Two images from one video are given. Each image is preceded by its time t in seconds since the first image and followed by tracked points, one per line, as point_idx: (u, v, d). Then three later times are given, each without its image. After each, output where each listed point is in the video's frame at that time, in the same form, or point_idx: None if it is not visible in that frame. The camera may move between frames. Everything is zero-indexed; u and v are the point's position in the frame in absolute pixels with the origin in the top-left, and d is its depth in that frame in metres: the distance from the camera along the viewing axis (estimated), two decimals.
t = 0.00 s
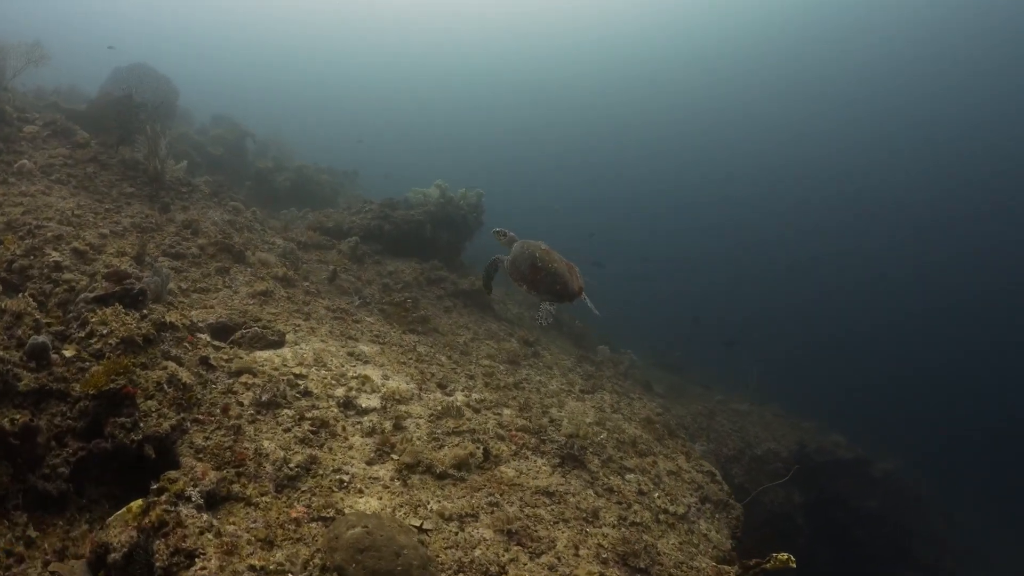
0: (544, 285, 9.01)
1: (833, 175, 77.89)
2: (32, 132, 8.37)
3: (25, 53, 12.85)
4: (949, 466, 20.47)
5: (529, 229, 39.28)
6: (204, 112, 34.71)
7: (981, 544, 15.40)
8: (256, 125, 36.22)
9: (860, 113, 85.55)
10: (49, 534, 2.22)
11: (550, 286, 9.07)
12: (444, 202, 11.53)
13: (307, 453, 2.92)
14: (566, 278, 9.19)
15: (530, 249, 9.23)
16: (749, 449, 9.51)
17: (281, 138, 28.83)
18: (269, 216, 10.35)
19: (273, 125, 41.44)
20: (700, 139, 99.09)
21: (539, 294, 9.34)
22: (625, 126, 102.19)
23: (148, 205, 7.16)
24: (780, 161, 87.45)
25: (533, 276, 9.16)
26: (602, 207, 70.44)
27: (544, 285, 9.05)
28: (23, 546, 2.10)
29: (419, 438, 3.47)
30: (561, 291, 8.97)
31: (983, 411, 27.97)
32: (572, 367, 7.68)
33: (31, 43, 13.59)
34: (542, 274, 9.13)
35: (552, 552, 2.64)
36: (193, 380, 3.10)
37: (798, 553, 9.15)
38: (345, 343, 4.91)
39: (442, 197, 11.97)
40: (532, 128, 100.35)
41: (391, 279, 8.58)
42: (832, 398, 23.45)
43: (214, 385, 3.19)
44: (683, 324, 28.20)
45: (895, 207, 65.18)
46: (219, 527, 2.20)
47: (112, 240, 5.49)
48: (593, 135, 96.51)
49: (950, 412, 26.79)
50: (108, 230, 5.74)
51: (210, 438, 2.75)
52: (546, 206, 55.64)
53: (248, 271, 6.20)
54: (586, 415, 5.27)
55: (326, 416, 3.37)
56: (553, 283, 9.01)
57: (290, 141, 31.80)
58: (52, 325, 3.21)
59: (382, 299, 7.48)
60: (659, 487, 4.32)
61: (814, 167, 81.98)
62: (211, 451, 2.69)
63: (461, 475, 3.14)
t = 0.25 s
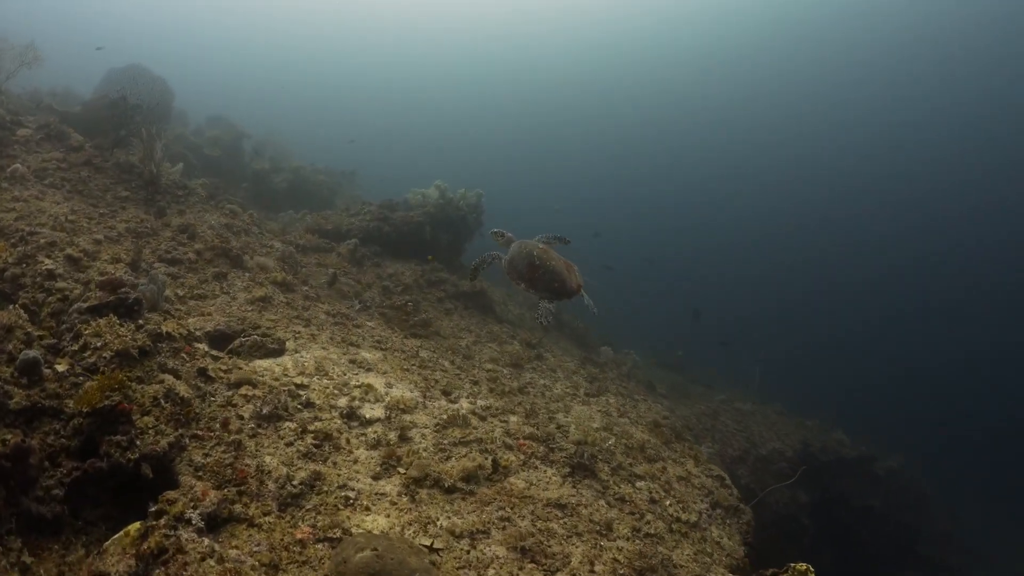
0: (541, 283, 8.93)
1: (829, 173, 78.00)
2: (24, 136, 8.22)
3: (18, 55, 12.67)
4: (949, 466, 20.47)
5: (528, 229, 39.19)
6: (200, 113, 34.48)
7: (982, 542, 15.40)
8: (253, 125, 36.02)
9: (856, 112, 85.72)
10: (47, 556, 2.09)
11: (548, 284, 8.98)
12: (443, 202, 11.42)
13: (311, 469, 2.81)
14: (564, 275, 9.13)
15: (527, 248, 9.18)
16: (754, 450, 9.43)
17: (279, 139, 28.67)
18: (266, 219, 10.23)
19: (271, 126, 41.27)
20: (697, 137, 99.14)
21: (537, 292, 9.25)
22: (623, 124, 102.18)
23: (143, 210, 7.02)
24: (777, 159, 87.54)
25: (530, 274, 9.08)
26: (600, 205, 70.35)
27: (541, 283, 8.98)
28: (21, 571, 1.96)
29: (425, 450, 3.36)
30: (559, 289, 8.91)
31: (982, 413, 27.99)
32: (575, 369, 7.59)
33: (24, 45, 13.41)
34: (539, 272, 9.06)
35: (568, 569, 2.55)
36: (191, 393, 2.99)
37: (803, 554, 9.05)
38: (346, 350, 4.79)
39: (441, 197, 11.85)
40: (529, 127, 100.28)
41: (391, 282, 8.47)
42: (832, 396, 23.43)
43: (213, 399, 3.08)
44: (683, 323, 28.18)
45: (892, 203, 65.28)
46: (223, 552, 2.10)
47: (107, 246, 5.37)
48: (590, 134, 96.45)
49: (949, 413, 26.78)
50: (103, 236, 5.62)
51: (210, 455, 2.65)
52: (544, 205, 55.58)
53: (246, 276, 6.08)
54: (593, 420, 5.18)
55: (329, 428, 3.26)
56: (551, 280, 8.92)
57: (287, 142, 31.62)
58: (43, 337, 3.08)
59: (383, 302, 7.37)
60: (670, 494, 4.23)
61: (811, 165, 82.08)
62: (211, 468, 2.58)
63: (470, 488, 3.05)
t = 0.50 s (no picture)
0: (539, 282, 8.87)
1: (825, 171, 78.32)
2: (16, 140, 8.07)
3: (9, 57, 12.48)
4: (948, 465, 20.51)
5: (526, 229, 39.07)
6: (195, 114, 34.18)
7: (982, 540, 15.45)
8: (249, 126, 35.74)
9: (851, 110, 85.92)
10: None
11: (546, 283, 8.93)
12: (442, 204, 11.32)
13: (314, 486, 2.72)
14: (562, 274, 9.08)
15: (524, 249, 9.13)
16: (758, 451, 9.37)
17: (275, 141, 28.43)
18: (263, 223, 10.11)
19: (266, 127, 40.89)
20: (693, 136, 99.25)
21: (534, 291, 9.20)
22: (619, 123, 102.21)
23: (137, 215, 6.89)
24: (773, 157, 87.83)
25: (528, 274, 9.01)
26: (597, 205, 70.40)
27: (539, 282, 8.91)
28: None
29: (432, 462, 3.28)
30: (556, 287, 8.86)
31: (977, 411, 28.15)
32: (578, 373, 7.52)
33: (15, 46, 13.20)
34: (536, 271, 9.00)
35: None
36: (189, 409, 2.88)
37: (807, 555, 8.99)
38: (347, 358, 4.68)
39: (439, 199, 11.76)
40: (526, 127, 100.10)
41: (391, 286, 8.37)
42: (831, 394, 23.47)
43: (212, 413, 2.97)
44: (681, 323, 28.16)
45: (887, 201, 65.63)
46: None
47: (101, 253, 5.25)
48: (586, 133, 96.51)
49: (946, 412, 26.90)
50: (97, 243, 5.49)
51: (209, 473, 2.54)
52: (541, 206, 55.54)
53: (243, 283, 5.97)
54: (599, 426, 5.10)
55: (332, 442, 3.16)
56: (549, 279, 8.88)
57: (283, 144, 31.34)
58: (34, 352, 2.96)
59: (383, 307, 7.27)
60: (679, 502, 4.17)
61: (807, 164, 82.41)
62: (211, 487, 2.48)
63: (479, 503, 2.97)
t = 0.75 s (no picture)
0: (537, 281, 8.79)
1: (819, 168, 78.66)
2: (4, 143, 7.90)
3: None
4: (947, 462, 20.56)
5: (523, 229, 38.94)
6: (189, 116, 33.89)
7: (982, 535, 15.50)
8: (243, 128, 35.47)
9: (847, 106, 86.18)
10: None
11: (544, 281, 8.84)
12: (440, 205, 11.21)
13: (318, 503, 2.61)
14: (560, 274, 9.00)
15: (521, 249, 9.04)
16: (761, 450, 9.33)
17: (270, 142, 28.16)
18: (259, 225, 9.96)
19: (260, 128, 40.53)
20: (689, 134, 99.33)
21: (533, 290, 9.11)
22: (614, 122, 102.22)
23: (130, 219, 6.74)
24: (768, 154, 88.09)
25: (526, 274, 8.92)
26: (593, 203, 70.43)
27: (538, 281, 8.82)
28: None
29: (438, 474, 3.19)
30: (555, 286, 8.79)
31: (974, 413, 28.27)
32: (580, 375, 7.44)
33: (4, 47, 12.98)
34: (534, 270, 8.90)
35: None
36: (186, 424, 2.76)
37: (811, 554, 8.97)
38: (348, 365, 4.57)
39: (437, 200, 11.64)
40: (522, 126, 99.95)
41: (389, 289, 8.26)
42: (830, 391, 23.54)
43: (209, 428, 2.86)
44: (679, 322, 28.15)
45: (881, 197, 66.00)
46: None
47: (92, 260, 5.11)
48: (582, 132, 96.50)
49: (944, 411, 27.01)
50: (88, 249, 5.35)
51: (207, 492, 2.43)
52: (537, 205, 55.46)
53: (240, 288, 5.85)
54: (605, 430, 5.02)
55: (335, 454, 3.06)
56: (547, 277, 8.80)
57: (279, 145, 31.06)
58: (23, 366, 2.84)
59: (382, 311, 7.16)
60: (689, 508, 4.11)
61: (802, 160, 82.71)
62: (211, 508, 2.38)
63: (489, 517, 2.88)
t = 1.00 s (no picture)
0: (538, 283, 8.68)
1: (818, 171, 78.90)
2: None
3: None
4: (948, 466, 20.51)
5: (522, 231, 38.83)
6: (188, 115, 33.68)
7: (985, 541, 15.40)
8: (242, 127, 35.30)
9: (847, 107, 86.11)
10: None
11: (545, 284, 8.75)
12: (441, 207, 11.11)
13: (321, 518, 2.51)
14: (561, 276, 8.92)
15: (522, 251, 8.94)
16: (764, 455, 9.25)
17: (269, 142, 27.99)
18: (258, 226, 9.84)
19: (260, 128, 40.35)
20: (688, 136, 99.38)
21: (533, 292, 9.01)
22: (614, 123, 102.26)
23: (127, 219, 6.62)
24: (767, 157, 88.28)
25: (526, 276, 8.82)
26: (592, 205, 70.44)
27: (539, 283, 8.72)
28: None
29: (445, 487, 3.08)
30: (556, 288, 8.69)
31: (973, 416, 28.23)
32: (583, 380, 7.34)
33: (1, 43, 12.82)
34: (535, 272, 8.82)
35: None
36: (184, 435, 2.65)
37: (815, 561, 8.85)
38: (350, 371, 4.46)
39: (438, 201, 11.53)
40: (521, 128, 99.98)
41: (391, 292, 8.16)
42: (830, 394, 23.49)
43: (209, 440, 2.75)
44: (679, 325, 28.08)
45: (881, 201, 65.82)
46: None
47: (88, 262, 4.99)
48: (581, 134, 96.57)
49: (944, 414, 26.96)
50: (84, 250, 5.23)
51: (206, 508, 2.32)
52: (537, 207, 55.41)
53: (239, 291, 5.73)
54: (611, 438, 4.93)
55: (339, 466, 2.95)
56: (547, 280, 8.70)
57: (278, 145, 30.88)
58: (13, 374, 2.71)
59: (383, 314, 7.05)
60: (699, 519, 4.01)
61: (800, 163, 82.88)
62: (211, 524, 2.26)
63: (499, 532, 2.78)
